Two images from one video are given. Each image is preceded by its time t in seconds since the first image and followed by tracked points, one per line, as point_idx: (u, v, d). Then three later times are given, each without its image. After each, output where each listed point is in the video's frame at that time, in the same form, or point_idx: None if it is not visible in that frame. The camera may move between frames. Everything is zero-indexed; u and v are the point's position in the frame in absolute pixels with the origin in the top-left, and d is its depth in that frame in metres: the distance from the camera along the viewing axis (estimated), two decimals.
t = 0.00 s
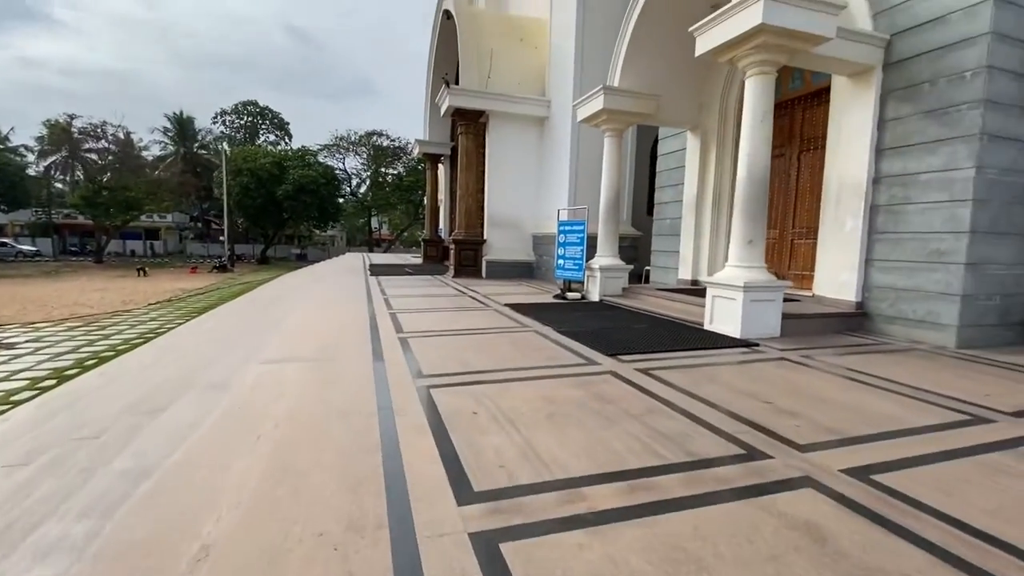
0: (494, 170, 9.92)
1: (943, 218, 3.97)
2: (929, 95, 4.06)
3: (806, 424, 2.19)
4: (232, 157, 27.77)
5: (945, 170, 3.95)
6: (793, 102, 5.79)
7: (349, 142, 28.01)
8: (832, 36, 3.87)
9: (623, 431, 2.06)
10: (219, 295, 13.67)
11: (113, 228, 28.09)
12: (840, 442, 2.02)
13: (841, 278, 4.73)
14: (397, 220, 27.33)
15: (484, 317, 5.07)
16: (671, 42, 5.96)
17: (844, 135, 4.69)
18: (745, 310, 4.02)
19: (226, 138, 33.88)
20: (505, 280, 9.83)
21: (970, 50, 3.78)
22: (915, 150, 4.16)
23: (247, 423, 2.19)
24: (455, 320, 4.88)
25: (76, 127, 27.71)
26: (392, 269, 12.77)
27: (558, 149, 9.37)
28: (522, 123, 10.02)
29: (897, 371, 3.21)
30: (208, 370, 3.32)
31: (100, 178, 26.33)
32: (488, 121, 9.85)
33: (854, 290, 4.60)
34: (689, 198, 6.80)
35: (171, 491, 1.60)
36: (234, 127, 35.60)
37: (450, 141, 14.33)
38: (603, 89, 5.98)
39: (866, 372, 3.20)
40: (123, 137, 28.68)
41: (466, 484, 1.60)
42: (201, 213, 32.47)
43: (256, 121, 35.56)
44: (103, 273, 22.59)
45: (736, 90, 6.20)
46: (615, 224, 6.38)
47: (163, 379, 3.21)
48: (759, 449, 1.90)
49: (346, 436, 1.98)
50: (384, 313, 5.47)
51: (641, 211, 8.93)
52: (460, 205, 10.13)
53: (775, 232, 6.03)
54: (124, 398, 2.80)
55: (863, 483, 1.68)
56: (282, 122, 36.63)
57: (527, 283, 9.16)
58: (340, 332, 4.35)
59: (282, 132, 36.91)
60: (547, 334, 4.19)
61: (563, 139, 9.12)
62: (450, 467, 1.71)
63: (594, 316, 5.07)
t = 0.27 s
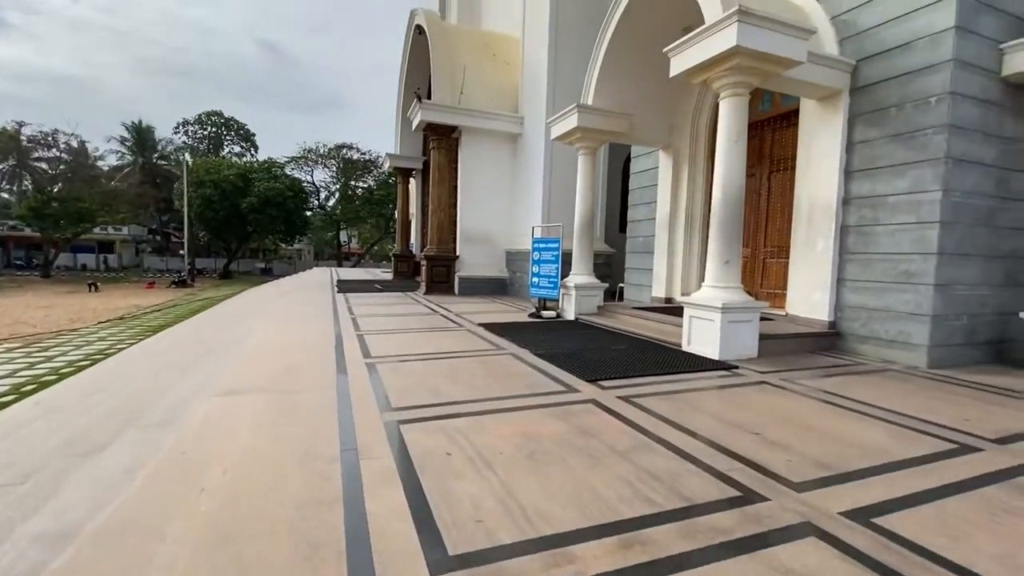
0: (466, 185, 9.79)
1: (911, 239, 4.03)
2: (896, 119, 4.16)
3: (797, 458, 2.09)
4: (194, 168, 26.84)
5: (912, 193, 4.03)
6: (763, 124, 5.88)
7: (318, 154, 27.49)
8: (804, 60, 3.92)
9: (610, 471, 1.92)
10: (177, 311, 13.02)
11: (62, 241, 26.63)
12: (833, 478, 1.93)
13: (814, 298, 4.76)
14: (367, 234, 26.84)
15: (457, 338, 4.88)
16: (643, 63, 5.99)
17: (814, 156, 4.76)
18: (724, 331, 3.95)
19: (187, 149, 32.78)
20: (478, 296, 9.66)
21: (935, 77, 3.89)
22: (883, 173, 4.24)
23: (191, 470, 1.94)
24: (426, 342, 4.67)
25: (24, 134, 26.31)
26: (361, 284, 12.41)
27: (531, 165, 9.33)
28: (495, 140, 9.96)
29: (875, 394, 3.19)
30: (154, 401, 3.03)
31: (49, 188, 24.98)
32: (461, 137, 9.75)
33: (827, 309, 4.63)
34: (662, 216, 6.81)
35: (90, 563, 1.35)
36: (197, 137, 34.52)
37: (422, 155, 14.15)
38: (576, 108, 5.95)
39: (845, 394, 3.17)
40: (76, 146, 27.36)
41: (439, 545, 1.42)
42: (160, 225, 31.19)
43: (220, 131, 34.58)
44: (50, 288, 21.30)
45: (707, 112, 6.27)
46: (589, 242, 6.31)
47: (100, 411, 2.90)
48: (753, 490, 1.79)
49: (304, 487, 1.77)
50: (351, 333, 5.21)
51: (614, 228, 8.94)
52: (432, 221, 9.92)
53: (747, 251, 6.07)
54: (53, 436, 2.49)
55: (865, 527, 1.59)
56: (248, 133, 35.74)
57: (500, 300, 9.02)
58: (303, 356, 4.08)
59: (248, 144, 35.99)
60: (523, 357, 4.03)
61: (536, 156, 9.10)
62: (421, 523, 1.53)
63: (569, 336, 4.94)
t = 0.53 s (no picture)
0: (437, 199, 9.59)
1: (885, 259, 4.05)
2: (867, 141, 4.20)
3: (797, 496, 1.96)
4: (152, 177, 25.74)
5: (885, 213, 4.06)
6: (735, 143, 5.92)
7: (284, 165, 26.80)
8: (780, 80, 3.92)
9: (602, 519, 1.74)
10: (128, 328, 12.26)
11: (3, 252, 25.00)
12: (838, 518, 1.81)
13: (790, 316, 4.73)
14: (335, 246, 26.20)
15: (428, 359, 4.64)
16: (617, 80, 5.98)
17: (787, 176, 4.77)
18: (705, 352, 3.85)
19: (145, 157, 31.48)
20: (449, 313, 9.41)
21: (905, 100, 3.95)
22: (856, 193, 4.27)
23: (117, 530, 1.66)
24: (395, 364, 4.42)
25: None
26: (328, 299, 11.97)
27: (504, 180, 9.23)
28: (467, 154, 9.83)
29: (859, 416, 3.13)
30: (85, 436, 2.69)
31: None
32: (433, 150, 9.57)
33: (803, 328, 4.60)
34: (636, 233, 6.77)
35: None
36: (156, 145, 33.22)
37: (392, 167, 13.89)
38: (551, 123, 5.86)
39: (831, 417, 3.10)
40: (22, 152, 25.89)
41: None
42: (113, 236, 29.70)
43: (180, 140, 33.40)
44: None
45: (680, 130, 6.30)
46: (564, 258, 6.19)
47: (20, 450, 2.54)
48: (757, 538, 1.64)
49: (253, 552, 1.52)
50: (315, 355, 4.90)
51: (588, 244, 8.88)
52: (403, 235, 9.61)
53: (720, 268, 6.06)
54: None
55: None
56: (211, 143, 34.63)
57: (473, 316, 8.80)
58: (260, 381, 3.77)
59: (210, 153, 34.86)
60: (497, 380, 3.83)
61: (509, 171, 9.01)
62: None
63: (545, 356, 4.77)
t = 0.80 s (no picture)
0: (412, 209, 9.35)
1: (868, 275, 4.04)
2: (848, 157, 4.21)
3: (809, 533, 1.82)
4: (110, 182, 24.64)
5: (867, 230, 4.06)
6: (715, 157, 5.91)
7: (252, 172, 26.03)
8: (765, 95, 3.88)
9: (606, 568, 1.56)
10: (81, 342, 11.54)
11: None
12: (857, 559, 1.67)
13: (773, 332, 4.69)
14: (305, 256, 25.50)
15: (404, 378, 4.40)
16: (598, 92, 5.91)
17: (769, 191, 4.75)
18: (693, 370, 3.73)
19: (103, 162, 30.16)
20: (425, 326, 9.14)
21: (885, 117, 3.97)
22: (837, 209, 4.26)
23: None
24: (369, 384, 4.16)
25: None
26: (297, 312, 11.53)
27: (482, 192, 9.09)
28: (443, 164, 9.65)
29: (853, 436, 3.06)
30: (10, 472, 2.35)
31: None
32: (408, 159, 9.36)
33: (786, 344, 4.56)
34: (616, 247, 6.69)
35: None
36: (116, 150, 31.89)
37: (365, 176, 13.58)
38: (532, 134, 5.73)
39: (825, 438, 3.01)
40: None
41: None
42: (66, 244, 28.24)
43: (142, 144, 32.16)
44: None
45: (660, 144, 6.28)
46: (544, 272, 6.05)
47: None
48: None
49: None
50: (281, 374, 4.59)
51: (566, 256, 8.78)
52: (377, 246, 9.33)
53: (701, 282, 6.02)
54: None
55: None
56: (175, 148, 33.50)
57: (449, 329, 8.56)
58: (220, 405, 3.47)
59: (174, 159, 33.69)
60: (478, 401, 3.62)
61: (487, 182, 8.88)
62: None
63: (527, 374, 4.58)
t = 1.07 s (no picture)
0: (391, 217, 9.11)
1: (857, 288, 4.02)
2: (835, 169, 4.20)
3: (830, 567, 1.69)
4: (71, 186, 23.59)
5: (856, 242, 4.04)
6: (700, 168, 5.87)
7: (224, 178, 25.30)
8: (755, 105, 3.83)
9: None
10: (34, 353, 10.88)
11: None
12: None
13: (761, 344, 4.63)
14: (277, 264, 24.81)
15: (383, 394, 4.17)
16: (584, 100, 5.83)
17: (756, 202, 4.71)
18: (685, 384, 3.61)
19: (65, 165, 28.93)
20: (402, 337, 8.87)
21: (873, 130, 3.97)
22: (826, 221, 4.24)
23: None
24: (346, 400, 3.91)
25: None
26: (268, 322, 11.09)
27: (463, 200, 8.93)
28: (423, 171, 9.45)
29: (852, 454, 2.97)
30: None
31: None
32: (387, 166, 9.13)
33: (775, 357, 4.50)
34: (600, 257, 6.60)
35: None
36: (78, 153, 30.65)
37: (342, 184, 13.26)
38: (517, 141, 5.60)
39: (825, 457, 2.91)
40: None
41: None
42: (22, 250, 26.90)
43: (107, 148, 31.00)
44: None
45: (645, 154, 6.23)
46: (528, 282, 5.90)
47: None
48: None
49: None
50: (251, 389, 4.30)
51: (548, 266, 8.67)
52: (353, 254, 9.04)
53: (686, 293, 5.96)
54: None
55: None
56: (142, 152, 32.41)
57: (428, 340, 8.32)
58: (181, 425, 3.18)
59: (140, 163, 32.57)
60: (463, 419, 3.42)
61: (468, 190, 8.74)
62: None
63: (512, 389, 4.39)
